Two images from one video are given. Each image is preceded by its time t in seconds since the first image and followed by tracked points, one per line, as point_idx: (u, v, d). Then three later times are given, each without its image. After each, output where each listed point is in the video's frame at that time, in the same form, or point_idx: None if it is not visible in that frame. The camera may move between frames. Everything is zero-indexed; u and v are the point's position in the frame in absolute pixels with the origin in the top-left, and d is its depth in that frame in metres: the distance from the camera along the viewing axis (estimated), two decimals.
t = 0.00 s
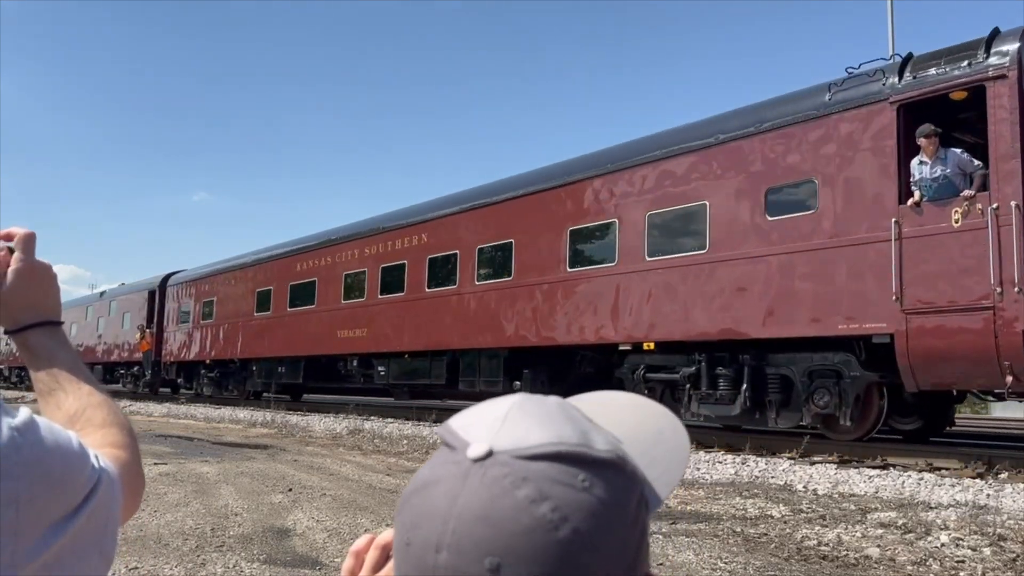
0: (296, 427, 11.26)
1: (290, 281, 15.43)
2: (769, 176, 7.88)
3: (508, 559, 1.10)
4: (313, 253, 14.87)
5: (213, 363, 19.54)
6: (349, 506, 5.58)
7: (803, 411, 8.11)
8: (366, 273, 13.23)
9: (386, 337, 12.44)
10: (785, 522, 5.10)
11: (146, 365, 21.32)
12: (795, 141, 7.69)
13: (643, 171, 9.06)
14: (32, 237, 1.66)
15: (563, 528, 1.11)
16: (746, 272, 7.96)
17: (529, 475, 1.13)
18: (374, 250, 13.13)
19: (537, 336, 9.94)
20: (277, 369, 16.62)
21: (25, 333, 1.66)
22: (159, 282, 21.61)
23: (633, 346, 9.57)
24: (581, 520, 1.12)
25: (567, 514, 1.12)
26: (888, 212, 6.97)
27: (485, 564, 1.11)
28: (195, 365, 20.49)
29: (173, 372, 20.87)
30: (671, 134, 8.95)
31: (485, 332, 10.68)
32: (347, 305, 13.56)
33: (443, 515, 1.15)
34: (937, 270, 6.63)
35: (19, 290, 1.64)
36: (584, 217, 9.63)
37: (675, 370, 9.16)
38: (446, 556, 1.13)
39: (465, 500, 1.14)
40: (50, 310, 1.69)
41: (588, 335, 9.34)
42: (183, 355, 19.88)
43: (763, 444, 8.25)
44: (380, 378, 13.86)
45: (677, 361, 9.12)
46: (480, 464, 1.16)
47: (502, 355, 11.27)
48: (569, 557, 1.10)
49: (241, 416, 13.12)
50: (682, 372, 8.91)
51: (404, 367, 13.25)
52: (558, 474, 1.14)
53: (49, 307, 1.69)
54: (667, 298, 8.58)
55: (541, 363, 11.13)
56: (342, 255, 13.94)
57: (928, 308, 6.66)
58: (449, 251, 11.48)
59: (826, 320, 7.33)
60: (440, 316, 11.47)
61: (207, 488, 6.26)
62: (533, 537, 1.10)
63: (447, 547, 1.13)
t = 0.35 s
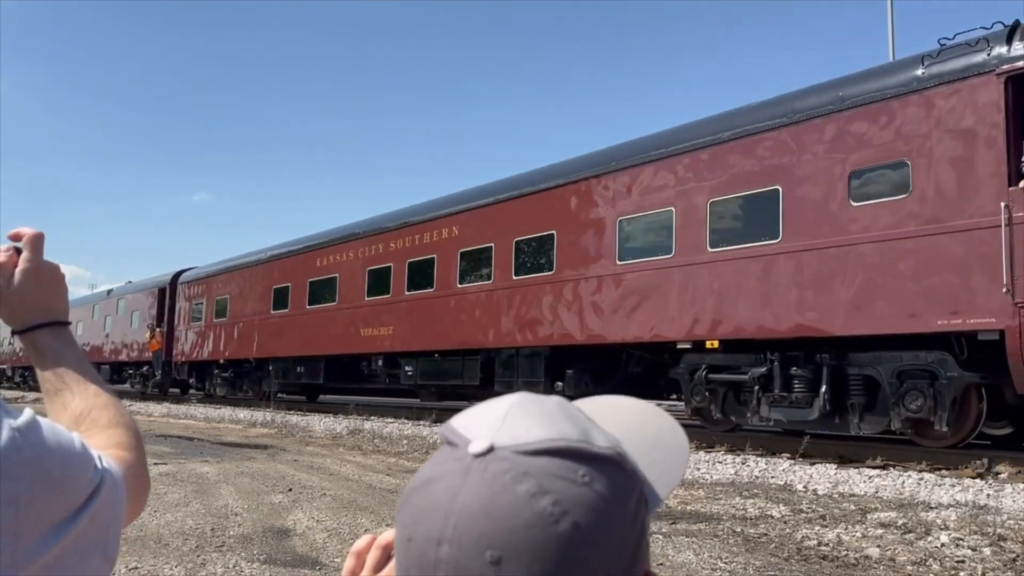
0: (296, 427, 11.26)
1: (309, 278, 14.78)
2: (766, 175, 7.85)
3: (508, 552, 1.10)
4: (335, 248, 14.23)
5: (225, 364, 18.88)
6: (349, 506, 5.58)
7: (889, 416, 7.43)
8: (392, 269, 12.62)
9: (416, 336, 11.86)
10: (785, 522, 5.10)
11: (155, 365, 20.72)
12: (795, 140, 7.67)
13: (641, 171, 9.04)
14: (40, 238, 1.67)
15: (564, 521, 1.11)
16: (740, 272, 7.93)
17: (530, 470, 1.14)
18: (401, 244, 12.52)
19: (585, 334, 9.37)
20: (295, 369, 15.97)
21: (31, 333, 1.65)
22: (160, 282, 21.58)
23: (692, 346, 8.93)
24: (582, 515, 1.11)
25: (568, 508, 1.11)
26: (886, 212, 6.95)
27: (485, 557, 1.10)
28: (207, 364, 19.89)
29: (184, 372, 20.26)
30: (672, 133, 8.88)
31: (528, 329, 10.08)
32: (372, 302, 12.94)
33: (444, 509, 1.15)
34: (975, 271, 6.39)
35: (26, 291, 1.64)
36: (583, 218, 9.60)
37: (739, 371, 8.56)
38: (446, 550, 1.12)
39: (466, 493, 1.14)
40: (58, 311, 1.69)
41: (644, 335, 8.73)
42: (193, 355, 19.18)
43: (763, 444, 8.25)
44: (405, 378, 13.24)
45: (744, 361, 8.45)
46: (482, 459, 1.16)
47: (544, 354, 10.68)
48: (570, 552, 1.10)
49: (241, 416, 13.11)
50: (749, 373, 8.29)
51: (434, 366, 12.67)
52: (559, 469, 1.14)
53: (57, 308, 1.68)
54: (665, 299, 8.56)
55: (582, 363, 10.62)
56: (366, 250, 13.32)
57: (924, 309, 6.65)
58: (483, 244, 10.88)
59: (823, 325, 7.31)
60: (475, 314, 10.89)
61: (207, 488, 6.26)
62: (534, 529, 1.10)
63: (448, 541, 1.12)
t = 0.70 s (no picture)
0: (296, 427, 11.26)
1: (328, 274, 14.20)
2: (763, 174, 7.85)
3: (504, 551, 1.10)
4: (355, 243, 13.64)
5: (240, 363, 18.34)
6: (349, 506, 5.58)
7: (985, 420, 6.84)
8: (418, 264, 12.05)
9: (447, 335, 11.30)
10: (785, 522, 5.10)
11: (166, 365, 20.33)
12: (791, 139, 7.66)
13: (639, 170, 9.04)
14: (49, 243, 1.69)
15: (560, 521, 1.11)
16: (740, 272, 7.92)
17: (525, 469, 1.14)
18: (428, 237, 11.95)
19: (635, 332, 8.83)
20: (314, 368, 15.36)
21: (39, 336, 1.65)
22: (161, 282, 21.55)
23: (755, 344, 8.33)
24: (578, 515, 1.11)
25: (563, 509, 1.11)
26: (882, 210, 6.95)
27: (481, 556, 1.10)
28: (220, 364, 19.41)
29: (195, 372, 19.87)
30: (674, 131, 8.85)
31: (572, 326, 9.53)
32: (397, 299, 12.38)
33: (441, 510, 1.15)
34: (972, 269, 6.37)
35: (34, 295, 1.65)
36: (585, 219, 9.58)
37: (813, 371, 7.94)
38: (443, 549, 1.13)
39: (463, 494, 1.14)
40: (66, 315, 1.69)
41: (704, 333, 8.17)
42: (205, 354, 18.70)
43: (763, 444, 8.25)
44: (432, 378, 12.61)
45: (815, 360, 7.85)
46: (478, 459, 1.16)
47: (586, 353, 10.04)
48: (567, 551, 1.10)
49: (241, 416, 13.11)
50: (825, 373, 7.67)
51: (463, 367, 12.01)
52: (556, 469, 1.14)
53: (64, 312, 1.69)
54: (665, 299, 8.56)
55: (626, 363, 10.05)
56: (390, 244, 12.73)
57: (923, 309, 6.64)
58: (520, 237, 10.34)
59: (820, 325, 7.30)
60: (512, 311, 10.35)
61: (207, 488, 6.26)
62: (529, 529, 1.10)
63: (445, 541, 1.13)
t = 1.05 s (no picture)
0: (296, 427, 11.26)
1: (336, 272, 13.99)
2: (762, 173, 7.85)
3: (550, 528, 1.09)
4: (377, 239, 13.08)
5: (255, 363, 17.82)
6: (349, 506, 5.58)
7: None
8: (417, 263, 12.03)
9: (482, 333, 10.70)
10: (785, 522, 5.10)
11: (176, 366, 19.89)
12: (790, 138, 7.66)
13: (639, 170, 9.04)
14: (51, 243, 1.68)
15: (598, 500, 1.12)
16: (739, 272, 7.92)
17: (559, 452, 1.15)
18: (458, 230, 11.37)
19: (670, 330, 8.46)
20: (333, 368, 14.74)
21: (42, 338, 1.65)
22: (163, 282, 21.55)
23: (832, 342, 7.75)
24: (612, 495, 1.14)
25: (599, 487, 1.14)
26: (881, 210, 6.94)
27: (526, 534, 1.09)
28: (232, 364, 18.94)
29: (209, 372, 19.39)
30: (675, 130, 8.83)
31: (622, 323, 8.96)
32: (425, 295, 11.78)
33: (478, 491, 1.12)
34: (970, 269, 6.37)
35: (36, 295, 1.65)
36: (586, 219, 9.55)
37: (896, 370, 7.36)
38: (482, 529, 1.09)
39: (502, 474, 1.12)
40: (69, 316, 1.69)
41: (769, 328, 7.65)
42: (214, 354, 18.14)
43: (763, 445, 8.24)
44: (463, 379, 11.98)
45: (903, 359, 7.22)
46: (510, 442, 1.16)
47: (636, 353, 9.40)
48: (605, 529, 1.11)
49: (241, 416, 13.11)
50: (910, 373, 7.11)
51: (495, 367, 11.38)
52: (585, 452, 1.17)
53: (67, 312, 1.68)
54: (665, 298, 8.55)
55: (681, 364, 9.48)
56: (418, 238, 12.14)
57: (921, 309, 6.63)
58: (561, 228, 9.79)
59: (820, 324, 7.30)
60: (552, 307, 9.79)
61: (207, 488, 6.26)
62: (571, 505, 1.11)
63: (485, 520, 1.09)
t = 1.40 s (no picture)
0: (296, 427, 11.25)
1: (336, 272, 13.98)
2: (762, 173, 7.86)
3: (603, 491, 1.12)
4: (402, 232, 12.53)
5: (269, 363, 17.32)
6: (349, 506, 5.58)
7: None
8: (416, 263, 12.04)
9: (515, 331, 10.23)
10: (785, 522, 5.09)
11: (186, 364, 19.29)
12: (789, 137, 7.66)
13: (638, 169, 9.05)
14: (52, 244, 1.68)
15: (635, 473, 1.17)
16: (739, 272, 7.92)
17: (596, 430, 1.18)
18: (489, 222, 10.83)
19: (671, 330, 8.47)
20: (351, 367, 14.14)
21: (43, 338, 1.65)
22: (164, 282, 21.53)
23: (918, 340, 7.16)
24: (642, 474, 1.19)
25: (633, 462, 1.18)
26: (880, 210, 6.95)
27: (584, 495, 1.10)
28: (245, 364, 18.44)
29: (220, 372, 18.87)
30: (677, 130, 8.82)
31: (675, 320, 8.45)
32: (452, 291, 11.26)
33: (530, 457, 1.11)
34: (971, 270, 6.36)
35: (37, 296, 1.65)
36: (589, 220, 9.53)
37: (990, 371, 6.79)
38: (542, 491, 1.09)
39: (552, 443, 1.13)
40: (69, 318, 1.69)
41: (845, 327, 7.12)
42: (228, 352, 17.65)
43: (763, 445, 8.24)
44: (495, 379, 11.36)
45: (998, 359, 6.71)
46: (550, 418, 1.17)
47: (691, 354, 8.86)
48: (641, 502, 1.16)
49: (241, 416, 13.11)
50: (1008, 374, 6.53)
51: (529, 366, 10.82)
52: (613, 434, 1.21)
53: (67, 313, 1.68)
54: (667, 297, 8.56)
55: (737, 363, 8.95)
56: (445, 231, 11.59)
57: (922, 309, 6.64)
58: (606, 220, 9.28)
59: (821, 324, 7.30)
60: (593, 303, 9.32)
61: (207, 489, 6.26)
62: (617, 475, 1.14)
63: (543, 483, 1.09)
